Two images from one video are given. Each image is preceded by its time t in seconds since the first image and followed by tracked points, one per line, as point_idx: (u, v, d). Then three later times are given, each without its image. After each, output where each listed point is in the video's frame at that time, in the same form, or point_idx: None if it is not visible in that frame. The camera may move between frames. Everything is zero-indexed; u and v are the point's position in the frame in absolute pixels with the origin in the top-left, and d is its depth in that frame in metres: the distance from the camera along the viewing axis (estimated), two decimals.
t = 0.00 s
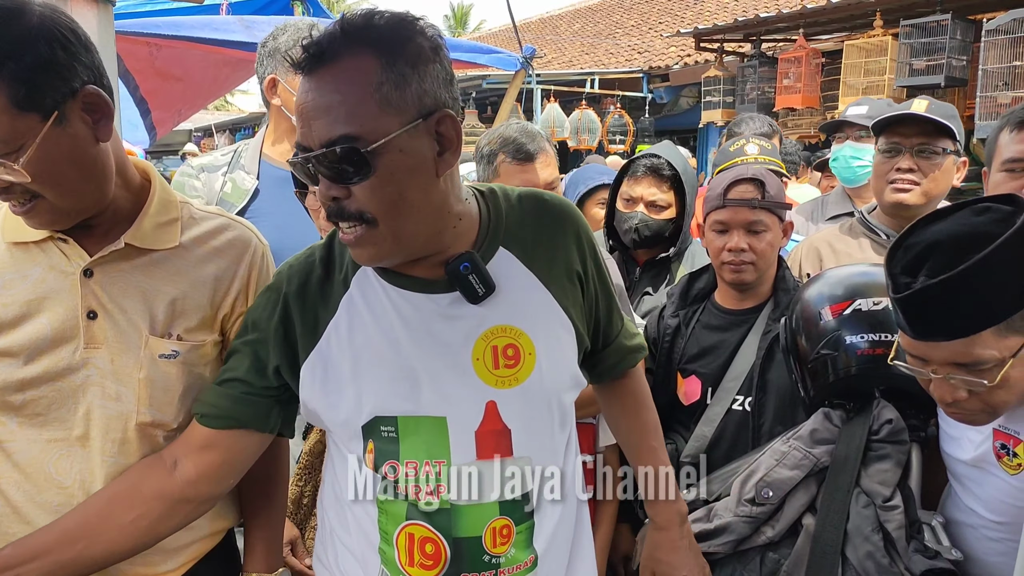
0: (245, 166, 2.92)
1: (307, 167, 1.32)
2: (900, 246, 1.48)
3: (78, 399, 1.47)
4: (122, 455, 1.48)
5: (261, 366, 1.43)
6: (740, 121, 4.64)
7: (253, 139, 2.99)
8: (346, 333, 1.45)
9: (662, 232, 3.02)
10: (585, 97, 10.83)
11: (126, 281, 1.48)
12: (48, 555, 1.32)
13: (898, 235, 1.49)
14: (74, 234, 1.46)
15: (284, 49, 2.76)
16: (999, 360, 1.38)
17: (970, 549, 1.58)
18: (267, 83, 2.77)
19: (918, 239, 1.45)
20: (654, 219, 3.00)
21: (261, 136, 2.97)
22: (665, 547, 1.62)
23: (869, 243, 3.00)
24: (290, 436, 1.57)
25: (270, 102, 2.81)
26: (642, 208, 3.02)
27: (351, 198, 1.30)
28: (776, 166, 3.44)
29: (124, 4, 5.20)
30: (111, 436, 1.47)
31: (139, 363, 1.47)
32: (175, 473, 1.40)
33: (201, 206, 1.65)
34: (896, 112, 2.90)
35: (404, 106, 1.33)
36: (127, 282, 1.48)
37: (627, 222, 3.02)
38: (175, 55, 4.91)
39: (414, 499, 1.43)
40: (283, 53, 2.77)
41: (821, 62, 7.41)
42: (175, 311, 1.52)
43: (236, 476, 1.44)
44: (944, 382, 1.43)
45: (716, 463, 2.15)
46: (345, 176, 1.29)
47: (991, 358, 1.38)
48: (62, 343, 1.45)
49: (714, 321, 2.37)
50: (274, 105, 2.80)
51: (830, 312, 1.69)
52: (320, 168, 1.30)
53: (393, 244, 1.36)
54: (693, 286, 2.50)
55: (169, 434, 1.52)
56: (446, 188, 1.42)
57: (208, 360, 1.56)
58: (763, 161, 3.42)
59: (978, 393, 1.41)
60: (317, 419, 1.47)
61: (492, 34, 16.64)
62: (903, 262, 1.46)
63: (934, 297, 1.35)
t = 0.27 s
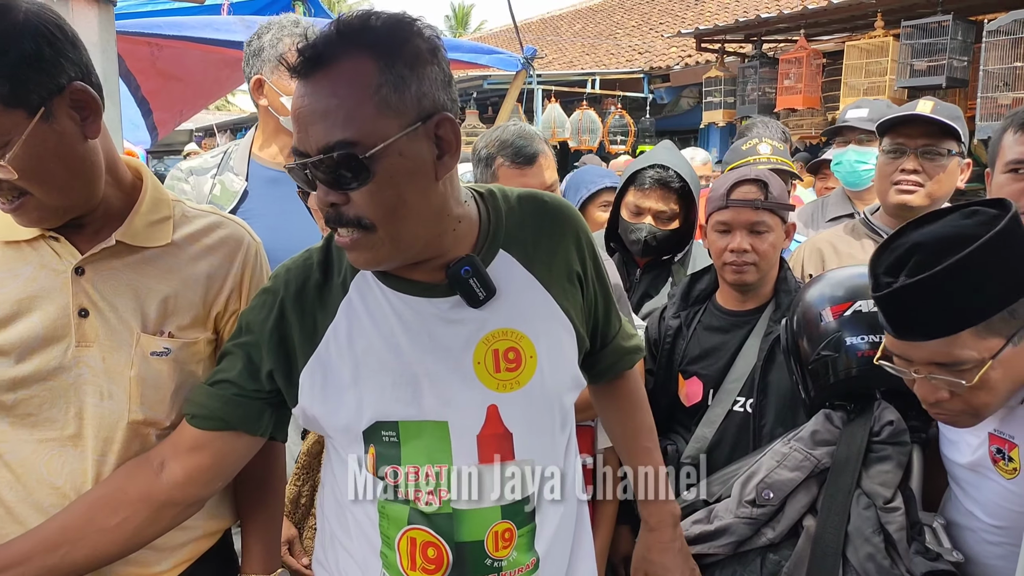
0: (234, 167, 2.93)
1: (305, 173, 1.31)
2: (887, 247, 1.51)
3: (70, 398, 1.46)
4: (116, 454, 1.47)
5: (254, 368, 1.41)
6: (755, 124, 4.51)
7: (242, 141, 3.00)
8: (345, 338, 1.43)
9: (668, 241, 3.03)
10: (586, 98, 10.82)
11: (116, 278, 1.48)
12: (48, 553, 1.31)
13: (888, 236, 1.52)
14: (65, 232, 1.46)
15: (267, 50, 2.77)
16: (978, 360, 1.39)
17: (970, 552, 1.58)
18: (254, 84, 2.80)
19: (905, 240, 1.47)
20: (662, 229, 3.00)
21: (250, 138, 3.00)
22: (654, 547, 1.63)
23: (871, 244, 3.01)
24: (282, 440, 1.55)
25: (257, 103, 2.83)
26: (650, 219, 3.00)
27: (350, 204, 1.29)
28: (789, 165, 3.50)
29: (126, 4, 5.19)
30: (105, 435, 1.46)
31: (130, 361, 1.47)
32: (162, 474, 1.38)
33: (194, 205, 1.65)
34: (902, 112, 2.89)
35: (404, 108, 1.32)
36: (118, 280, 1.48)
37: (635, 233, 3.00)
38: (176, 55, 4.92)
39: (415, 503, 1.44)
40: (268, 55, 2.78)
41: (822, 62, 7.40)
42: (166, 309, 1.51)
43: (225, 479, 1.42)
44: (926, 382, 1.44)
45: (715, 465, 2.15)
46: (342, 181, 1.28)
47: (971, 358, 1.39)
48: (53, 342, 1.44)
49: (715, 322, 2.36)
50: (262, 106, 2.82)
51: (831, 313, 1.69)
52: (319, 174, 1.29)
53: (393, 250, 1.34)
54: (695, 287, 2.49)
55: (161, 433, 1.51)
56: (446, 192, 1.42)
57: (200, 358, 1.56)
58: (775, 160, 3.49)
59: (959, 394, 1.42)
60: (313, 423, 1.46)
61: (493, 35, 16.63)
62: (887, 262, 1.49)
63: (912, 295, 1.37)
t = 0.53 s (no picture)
0: (217, 170, 2.95)
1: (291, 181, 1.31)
2: (871, 247, 1.51)
3: (65, 400, 1.45)
4: (113, 455, 1.47)
5: (243, 374, 1.41)
6: (742, 127, 4.47)
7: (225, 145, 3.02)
8: (335, 344, 1.43)
9: (666, 245, 3.05)
10: (585, 98, 10.82)
11: (109, 279, 1.47)
12: (50, 555, 1.32)
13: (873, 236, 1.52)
14: (57, 234, 1.45)
15: (245, 52, 2.81)
16: (952, 359, 1.39)
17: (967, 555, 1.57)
18: (232, 87, 2.85)
19: (887, 241, 1.48)
20: (658, 234, 3.02)
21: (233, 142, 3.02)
22: (656, 550, 1.62)
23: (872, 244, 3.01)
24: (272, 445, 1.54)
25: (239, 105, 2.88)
26: (646, 225, 3.01)
27: (336, 212, 1.29)
28: (800, 167, 3.52)
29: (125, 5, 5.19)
30: (102, 436, 1.46)
31: (124, 361, 1.47)
32: (151, 481, 1.38)
33: (187, 206, 1.65)
34: (904, 113, 2.88)
35: (388, 115, 1.31)
36: (111, 281, 1.48)
37: (632, 238, 3.02)
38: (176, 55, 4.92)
39: (406, 508, 1.44)
40: (245, 57, 2.83)
41: (822, 62, 7.39)
42: (160, 310, 1.51)
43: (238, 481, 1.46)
44: (904, 379, 1.45)
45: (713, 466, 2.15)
46: (328, 189, 1.28)
47: (944, 357, 1.40)
48: (47, 344, 1.44)
49: (715, 322, 2.36)
50: (242, 108, 2.87)
51: (830, 314, 1.69)
52: (304, 181, 1.29)
53: (380, 256, 1.34)
54: (694, 287, 2.49)
55: (157, 434, 1.51)
56: (433, 198, 1.40)
57: (194, 358, 1.56)
58: (787, 160, 3.52)
59: (935, 392, 1.43)
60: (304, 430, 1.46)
61: (493, 35, 16.63)
62: (868, 261, 1.50)
63: (891, 296, 1.38)
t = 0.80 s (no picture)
0: (200, 172, 3.03)
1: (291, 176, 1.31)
2: (868, 246, 1.51)
3: (68, 397, 1.45)
4: (117, 452, 1.47)
5: (242, 373, 1.41)
6: (732, 125, 4.44)
7: (206, 146, 3.09)
8: (335, 343, 1.43)
9: (665, 248, 3.03)
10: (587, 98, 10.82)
11: (110, 276, 1.47)
12: (53, 551, 1.31)
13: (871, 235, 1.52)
14: (58, 230, 1.45)
15: (224, 51, 2.89)
16: (949, 358, 1.40)
17: (972, 557, 1.57)
18: (213, 86, 2.90)
19: (882, 241, 1.48)
20: (659, 235, 2.99)
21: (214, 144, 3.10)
22: (657, 552, 1.61)
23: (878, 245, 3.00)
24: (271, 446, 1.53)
25: (219, 105, 2.95)
26: (646, 227, 2.98)
27: (336, 209, 1.29)
28: (819, 169, 3.50)
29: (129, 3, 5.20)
30: (106, 432, 1.46)
31: (128, 358, 1.47)
32: (148, 480, 1.37)
33: (187, 204, 1.65)
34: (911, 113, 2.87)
35: (386, 112, 1.31)
36: (114, 278, 1.47)
37: (632, 240, 2.99)
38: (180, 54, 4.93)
39: (407, 509, 1.44)
40: (223, 56, 2.92)
41: (825, 62, 7.38)
42: (163, 306, 1.51)
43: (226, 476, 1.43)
44: (903, 378, 1.45)
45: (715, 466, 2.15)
46: (328, 186, 1.28)
47: (941, 356, 1.40)
48: (50, 340, 1.43)
49: (718, 322, 2.35)
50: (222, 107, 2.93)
51: (833, 315, 1.68)
52: (303, 178, 1.28)
53: (378, 255, 1.33)
54: (698, 286, 2.48)
55: (160, 431, 1.51)
56: (433, 196, 1.40)
57: (196, 354, 1.56)
58: (806, 162, 3.49)
59: (933, 392, 1.43)
60: (305, 430, 1.45)
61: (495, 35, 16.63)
62: (865, 261, 1.50)
63: (887, 294, 1.38)
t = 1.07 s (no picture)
0: (199, 171, 3.02)
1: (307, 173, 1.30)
2: (892, 240, 1.54)
3: (84, 393, 1.45)
4: (132, 448, 1.47)
5: (257, 371, 1.40)
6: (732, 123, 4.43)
7: (204, 145, 3.10)
8: (351, 341, 1.43)
9: (669, 245, 3.03)
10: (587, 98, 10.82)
11: (125, 272, 1.47)
12: (69, 548, 1.31)
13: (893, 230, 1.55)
14: (73, 227, 1.45)
15: (223, 50, 2.93)
16: (978, 349, 1.40)
17: (987, 552, 1.57)
18: (210, 84, 2.95)
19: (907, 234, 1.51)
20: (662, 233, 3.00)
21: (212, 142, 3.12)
22: (669, 550, 1.61)
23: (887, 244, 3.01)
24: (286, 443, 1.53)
25: (216, 102, 2.97)
26: (649, 225, 2.99)
27: (353, 206, 1.29)
28: (840, 171, 3.48)
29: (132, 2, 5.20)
30: (121, 429, 1.46)
31: (144, 354, 1.47)
32: (162, 477, 1.37)
33: (199, 200, 1.64)
34: (921, 112, 2.88)
35: (404, 109, 1.31)
36: (128, 274, 1.47)
37: (637, 238, 2.98)
38: (184, 53, 4.93)
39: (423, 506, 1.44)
40: (223, 55, 2.94)
41: (826, 63, 7.40)
42: (177, 303, 1.51)
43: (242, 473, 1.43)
44: (930, 371, 1.45)
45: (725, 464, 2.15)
46: (345, 183, 1.27)
47: (970, 347, 1.40)
48: (65, 337, 1.43)
49: (727, 320, 2.36)
50: (220, 105, 2.95)
51: (845, 313, 1.68)
52: (321, 175, 1.28)
53: (394, 253, 1.33)
54: (707, 285, 2.48)
55: (175, 427, 1.51)
56: (449, 192, 1.40)
57: (210, 351, 1.56)
58: (827, 163, 3.48)
59: (962, 383, 1.43)
60: (321, 427, 1.45)
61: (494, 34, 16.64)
62: (890, 254, 1.53)
63: (915, 284, 1.39)
